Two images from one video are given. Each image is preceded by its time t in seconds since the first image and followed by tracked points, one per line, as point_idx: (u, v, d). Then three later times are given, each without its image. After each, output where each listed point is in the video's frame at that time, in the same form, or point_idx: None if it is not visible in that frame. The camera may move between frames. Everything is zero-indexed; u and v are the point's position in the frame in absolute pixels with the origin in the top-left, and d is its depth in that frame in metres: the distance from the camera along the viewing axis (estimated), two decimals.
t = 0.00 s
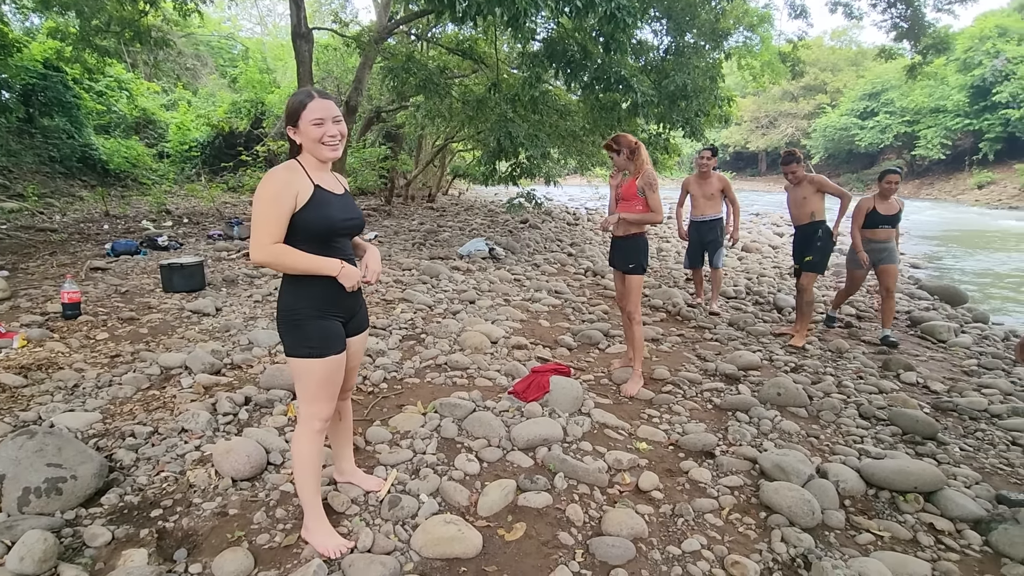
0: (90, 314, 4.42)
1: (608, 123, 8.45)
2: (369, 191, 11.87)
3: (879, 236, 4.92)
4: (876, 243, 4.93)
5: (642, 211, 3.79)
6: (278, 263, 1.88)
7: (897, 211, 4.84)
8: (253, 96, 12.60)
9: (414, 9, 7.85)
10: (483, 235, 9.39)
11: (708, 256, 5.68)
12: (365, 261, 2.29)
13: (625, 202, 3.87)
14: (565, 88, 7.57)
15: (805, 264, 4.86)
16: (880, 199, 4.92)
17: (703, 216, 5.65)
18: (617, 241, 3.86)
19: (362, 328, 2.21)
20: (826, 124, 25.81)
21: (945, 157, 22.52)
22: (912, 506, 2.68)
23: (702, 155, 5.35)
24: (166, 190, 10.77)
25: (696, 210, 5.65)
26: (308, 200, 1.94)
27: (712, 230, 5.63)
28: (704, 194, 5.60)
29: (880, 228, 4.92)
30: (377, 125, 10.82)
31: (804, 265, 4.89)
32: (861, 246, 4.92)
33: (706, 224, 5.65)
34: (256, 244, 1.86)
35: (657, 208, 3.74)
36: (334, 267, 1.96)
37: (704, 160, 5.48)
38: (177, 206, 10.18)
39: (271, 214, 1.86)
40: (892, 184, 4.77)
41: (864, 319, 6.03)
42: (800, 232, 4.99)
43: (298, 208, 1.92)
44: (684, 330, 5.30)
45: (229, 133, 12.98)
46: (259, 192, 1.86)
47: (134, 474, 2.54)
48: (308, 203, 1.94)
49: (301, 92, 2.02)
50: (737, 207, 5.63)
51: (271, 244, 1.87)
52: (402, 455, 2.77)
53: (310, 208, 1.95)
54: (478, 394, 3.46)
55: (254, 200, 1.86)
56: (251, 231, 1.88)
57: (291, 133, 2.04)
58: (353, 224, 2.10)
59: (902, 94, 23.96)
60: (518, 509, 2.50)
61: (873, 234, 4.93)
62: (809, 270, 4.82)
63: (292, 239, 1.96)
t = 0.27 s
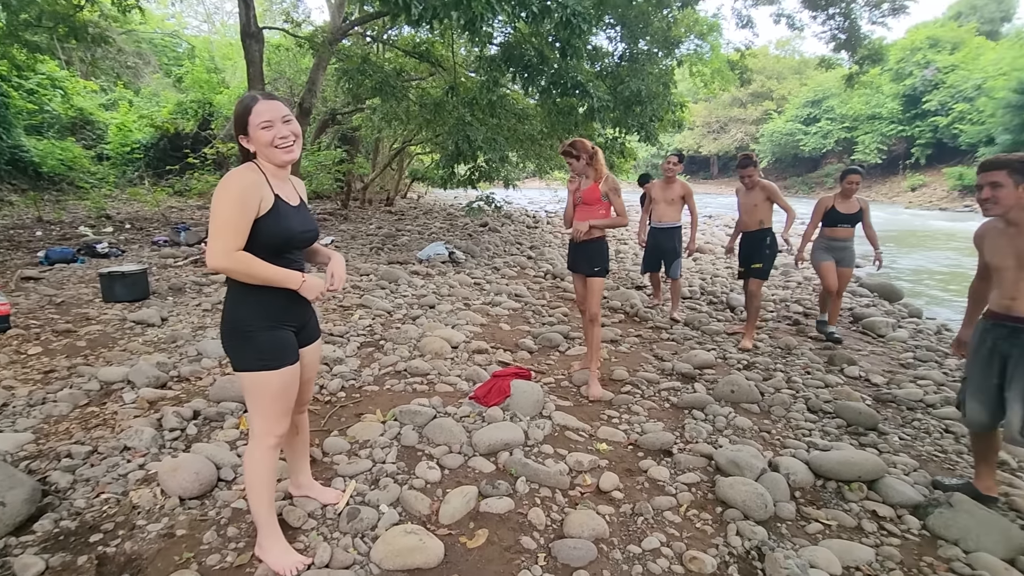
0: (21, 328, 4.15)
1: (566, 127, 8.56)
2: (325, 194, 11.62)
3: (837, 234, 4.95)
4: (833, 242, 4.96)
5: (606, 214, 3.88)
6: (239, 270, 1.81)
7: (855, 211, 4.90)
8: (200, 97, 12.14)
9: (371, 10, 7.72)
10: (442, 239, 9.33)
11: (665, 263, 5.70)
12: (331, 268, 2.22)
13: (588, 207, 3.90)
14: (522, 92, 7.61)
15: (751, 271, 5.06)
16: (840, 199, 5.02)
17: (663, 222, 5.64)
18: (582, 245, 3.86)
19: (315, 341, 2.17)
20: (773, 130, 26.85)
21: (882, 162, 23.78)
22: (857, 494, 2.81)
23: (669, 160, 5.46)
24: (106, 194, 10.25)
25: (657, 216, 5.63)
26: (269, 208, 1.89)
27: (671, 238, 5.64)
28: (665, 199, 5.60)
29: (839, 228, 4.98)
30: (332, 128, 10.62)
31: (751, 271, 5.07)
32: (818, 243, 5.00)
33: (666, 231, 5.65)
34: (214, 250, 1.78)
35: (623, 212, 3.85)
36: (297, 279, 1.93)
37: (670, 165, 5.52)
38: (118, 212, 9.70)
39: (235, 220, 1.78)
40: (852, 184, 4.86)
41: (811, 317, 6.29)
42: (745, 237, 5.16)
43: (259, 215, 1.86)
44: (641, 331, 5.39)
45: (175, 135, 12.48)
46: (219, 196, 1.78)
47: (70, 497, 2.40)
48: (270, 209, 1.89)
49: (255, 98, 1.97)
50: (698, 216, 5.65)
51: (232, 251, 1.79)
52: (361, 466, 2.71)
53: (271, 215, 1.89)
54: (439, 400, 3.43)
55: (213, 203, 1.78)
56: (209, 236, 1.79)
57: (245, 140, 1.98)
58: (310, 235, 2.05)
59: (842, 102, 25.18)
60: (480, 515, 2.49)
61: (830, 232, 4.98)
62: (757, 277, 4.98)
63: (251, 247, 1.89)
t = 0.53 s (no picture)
0: None
1: (509, 136, 8.69)
2: (262, 203, 11.21)
3: (778, 245, 5.15)
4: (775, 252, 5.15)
5: (550, 224, 3.93)
6: (168, 293, 1.72)
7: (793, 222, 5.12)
8: (122, 101, 11.48)
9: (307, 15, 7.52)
10: (387, 248, 9.19)
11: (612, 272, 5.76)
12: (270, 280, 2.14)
13: (532, 216, 3.93)
14: (465, 101, 7.62)
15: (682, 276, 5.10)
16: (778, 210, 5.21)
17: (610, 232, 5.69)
18: (528, 255, 3.89)
19: (242, 362, 2.10)
20: (707, 139, 28.04)
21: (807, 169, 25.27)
22: (786, 486, 2.95)
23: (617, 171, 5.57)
24: (16, 205, 9.50)
25: (605, 226, 5.68)
26: (195, 224, 1.80)
27: (619, 248, 5.70)
28: (613, 209, 5.65)
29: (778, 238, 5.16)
30: (268, 134, 10.27)
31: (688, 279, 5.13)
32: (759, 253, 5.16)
33: (613, 242, 5.70)
34: (142, 273, 1.68)
35: (567, 222, 3.92)
36: (236, 295, 1.84)
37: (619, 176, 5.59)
38: (30, 224, 9.01)
39: (163, 236, 1.69)
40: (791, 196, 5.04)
41: (744, 317, 6.59)
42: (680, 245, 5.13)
43: (186, 232, 1.78)
44: (586, 336, 5.49)
45: (95, 141, 11.73)
46: (141, 211, 1.68)
47: None
48: (197, 227, 1.81)
49: (183, 106, 1.88)
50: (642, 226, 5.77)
51: (162, 274, 1.70)
52: (300, 487, 2.63)
53: (198, 232, 1.81)
54: (382, 414, 3.37)
55: (135, 222, 1.68)
56: (133, 257, 1.69)
57: (169, 149, 1.89)
58: (239, 251, 1.98)
59: (769, 112, 26.60)
60: (425, 529, 2.45)
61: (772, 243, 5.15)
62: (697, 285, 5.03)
63: (179, 266, 1.81)
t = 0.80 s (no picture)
0: None
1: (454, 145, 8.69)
2: (195, 214, 10.69)
3: (720, 251, 5.22)
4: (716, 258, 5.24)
5: (494, 237, 3.93)
6: (59, 320, 1.60)
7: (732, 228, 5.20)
8: (35, 106, 10.70)
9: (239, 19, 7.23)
10: (329, 259, 8.94)
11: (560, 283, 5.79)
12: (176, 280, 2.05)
13: (478, 228, 3.93)
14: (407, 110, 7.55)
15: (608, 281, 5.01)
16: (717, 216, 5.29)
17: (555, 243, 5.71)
18: (475, 268, 3.88)
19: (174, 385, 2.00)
20: (648, 149, 28.94)
21: (741, 178, 26.49)
22: (723, 485, 3.06)
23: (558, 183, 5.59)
24: None
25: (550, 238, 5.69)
26: (96, 243, 1.70)
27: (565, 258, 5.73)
28: (558, 221, 5.69)
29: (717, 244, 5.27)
30: (200, 142, 9.82)
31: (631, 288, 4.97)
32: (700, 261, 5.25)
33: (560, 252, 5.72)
34: (27, 299, 1.57)
35: (513, 233, 3.94)
36: (146, 308, 1.76)
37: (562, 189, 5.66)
38: None
39: (44, 264, 1.58)
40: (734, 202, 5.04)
41: (684, 322, 6.81)
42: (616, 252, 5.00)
43: (83, 253, 1.67)
44: (532, 345, 5.52)
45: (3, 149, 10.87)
46: (26, 234, 1.58)
47: None
48: (97, 247, 1.70)
49: (99, 117, 1.76)
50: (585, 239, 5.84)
51: (52, 300, 1.59)
52: (233, 516, 2.51)
53: (100, 253, 1.70)
54: (323, 433, 3.27)
55: (18, 244, 1.58)
56: (20, 283, 1.58)
57: (88, 158, 1.75)
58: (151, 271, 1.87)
59: (704, 124, 27.76)
60: (367, 552, 2.39)
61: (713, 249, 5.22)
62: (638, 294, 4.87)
63: (78, 290, 1.69)
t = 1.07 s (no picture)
0: None
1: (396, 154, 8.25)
2: (115, 228, 10.03)
3: (659, 260, 5.02)
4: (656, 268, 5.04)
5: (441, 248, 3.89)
6: None
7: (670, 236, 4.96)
8: None
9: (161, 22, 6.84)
10: (266, 273, 8.59)
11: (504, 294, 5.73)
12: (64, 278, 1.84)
13: (421, 240, 3.86)
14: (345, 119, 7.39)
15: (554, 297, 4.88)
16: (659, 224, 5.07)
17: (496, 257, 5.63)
18: (420, 281, 3.81)
19: (90, 419, 1.86)
20: (588, 157, 29.57)
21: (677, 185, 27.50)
22: (665, 486, 3.13)
23: (487, 196, 5.45)
24: None
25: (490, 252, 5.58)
26: None
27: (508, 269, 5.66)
28: (496, 234, 5.60)
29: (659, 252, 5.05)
30: (121, 151, 9.23)
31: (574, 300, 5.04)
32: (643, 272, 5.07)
33: (501, 265, 5.63)
34: None
35: (458, 245, 3.91)
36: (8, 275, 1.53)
37: (495, 201, 5.51)
38: None
39: None
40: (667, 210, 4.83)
41: (627, 326, 6.97)
42: (555, 268, 4.93)
43: None
44: (478, 355, 5.49)
45: None
46: None
47: None
48: None
49: None
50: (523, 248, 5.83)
51: None
52: (158, 554, 2.35)
53: None
54: (259, 458, 3.12)
55: None
56: None
57: None
58: (55, 294, 1.72)
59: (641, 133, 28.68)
60: None
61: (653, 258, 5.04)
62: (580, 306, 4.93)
63: None
